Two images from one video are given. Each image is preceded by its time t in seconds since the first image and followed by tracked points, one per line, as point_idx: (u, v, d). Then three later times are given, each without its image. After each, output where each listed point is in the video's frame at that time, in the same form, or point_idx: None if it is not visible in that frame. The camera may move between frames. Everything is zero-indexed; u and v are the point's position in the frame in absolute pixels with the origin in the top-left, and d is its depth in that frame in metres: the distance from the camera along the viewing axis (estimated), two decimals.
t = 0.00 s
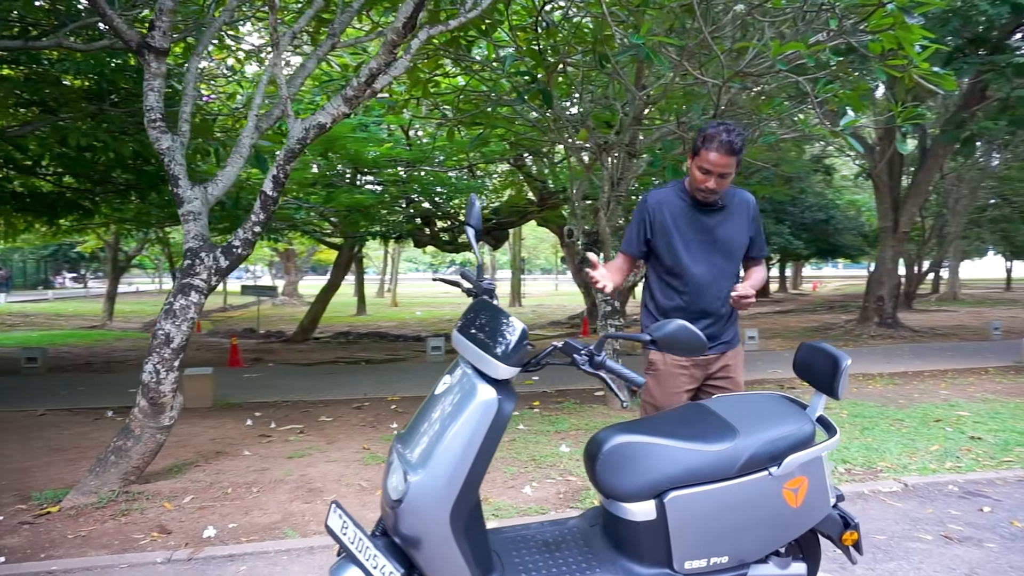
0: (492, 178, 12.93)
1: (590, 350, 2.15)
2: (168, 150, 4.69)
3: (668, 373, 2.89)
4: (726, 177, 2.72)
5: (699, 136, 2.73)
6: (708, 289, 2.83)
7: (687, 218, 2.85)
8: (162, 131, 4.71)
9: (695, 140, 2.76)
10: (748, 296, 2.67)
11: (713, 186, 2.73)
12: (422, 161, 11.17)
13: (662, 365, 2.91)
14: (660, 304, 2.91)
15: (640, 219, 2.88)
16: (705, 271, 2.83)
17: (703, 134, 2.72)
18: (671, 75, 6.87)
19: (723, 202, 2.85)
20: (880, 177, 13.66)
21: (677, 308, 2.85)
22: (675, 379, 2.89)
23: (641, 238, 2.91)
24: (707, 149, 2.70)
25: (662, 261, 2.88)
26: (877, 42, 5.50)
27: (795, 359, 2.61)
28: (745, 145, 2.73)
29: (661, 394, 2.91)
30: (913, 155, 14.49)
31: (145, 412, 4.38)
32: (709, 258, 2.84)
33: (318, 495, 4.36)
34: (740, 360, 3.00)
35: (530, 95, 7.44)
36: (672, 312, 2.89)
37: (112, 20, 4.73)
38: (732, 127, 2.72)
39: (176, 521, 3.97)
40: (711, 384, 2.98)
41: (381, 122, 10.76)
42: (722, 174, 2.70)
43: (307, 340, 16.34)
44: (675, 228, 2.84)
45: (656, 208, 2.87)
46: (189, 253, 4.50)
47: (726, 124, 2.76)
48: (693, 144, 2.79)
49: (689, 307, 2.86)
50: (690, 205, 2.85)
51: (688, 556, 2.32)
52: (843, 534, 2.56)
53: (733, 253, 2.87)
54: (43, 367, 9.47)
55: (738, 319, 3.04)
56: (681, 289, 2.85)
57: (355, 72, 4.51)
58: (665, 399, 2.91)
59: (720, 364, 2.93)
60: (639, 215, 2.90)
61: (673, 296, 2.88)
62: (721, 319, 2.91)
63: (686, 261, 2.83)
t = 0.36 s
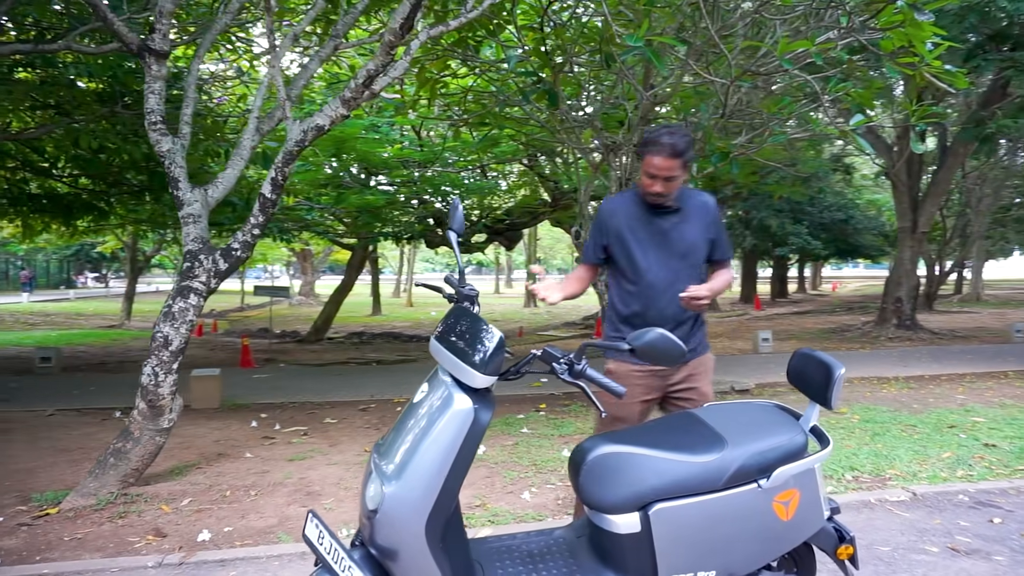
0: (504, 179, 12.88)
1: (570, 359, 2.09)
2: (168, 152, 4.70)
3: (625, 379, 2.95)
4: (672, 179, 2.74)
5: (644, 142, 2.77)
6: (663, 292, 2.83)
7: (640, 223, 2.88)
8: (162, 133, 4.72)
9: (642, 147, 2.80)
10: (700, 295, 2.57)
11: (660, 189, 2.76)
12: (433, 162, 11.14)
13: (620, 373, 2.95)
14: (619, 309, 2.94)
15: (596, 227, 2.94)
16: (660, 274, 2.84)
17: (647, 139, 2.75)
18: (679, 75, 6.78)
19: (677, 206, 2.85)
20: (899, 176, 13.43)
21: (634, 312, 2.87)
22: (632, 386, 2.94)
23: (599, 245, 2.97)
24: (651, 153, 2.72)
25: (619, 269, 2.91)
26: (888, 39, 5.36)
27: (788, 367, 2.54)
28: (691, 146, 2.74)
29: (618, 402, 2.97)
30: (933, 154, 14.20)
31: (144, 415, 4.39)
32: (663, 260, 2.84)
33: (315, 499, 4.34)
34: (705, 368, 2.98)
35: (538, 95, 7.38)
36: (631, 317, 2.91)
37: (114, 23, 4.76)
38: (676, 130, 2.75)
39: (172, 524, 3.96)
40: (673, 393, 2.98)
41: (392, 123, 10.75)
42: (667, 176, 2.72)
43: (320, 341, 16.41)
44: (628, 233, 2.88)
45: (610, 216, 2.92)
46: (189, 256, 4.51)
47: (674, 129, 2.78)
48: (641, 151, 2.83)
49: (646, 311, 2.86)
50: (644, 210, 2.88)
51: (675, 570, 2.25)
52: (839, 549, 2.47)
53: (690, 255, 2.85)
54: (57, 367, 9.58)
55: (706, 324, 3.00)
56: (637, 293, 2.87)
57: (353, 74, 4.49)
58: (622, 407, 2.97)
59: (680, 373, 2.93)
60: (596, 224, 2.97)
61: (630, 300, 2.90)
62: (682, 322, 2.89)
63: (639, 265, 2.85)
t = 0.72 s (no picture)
0: (525, 179, 12.85)
1: (567, 362, 2.07)
2: (185, 155, 4.77)
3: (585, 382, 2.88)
4: (603, 185, 2.69)
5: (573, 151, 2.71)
6: (610, 300, 2.82)
7: (581, 229, 2.86)
8: (180, 136, 4.79)
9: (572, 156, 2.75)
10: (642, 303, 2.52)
11: (593, 198, 2.71)
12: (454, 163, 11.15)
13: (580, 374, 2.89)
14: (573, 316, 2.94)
15: (538, 237, 2.94)
16: (605, 279, 2.83)
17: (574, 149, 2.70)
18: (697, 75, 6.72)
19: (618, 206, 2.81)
20: (928, 175, 13.14)
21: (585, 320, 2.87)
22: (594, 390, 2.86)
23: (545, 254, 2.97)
24: (579, 163, 2.67)
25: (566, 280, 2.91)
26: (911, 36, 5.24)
27: (795, 372, 2.49)
28: (620, 149, 2.67)
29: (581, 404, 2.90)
30: (964, 152, 13.87)
31: (160, 414, 4.45)
32: (606, 265, 2.83)
33: (328, 499, 4.37)
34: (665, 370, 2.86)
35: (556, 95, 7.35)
36: (585, 324, 2.91)
37: (133, 29, 4.85)
38: (604, 135, 2.68)
39: (186, 522, 4.01)
40: (636, 398, 2.87)
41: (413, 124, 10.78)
42: (598, 184, 2.67)
43: (343, 341, 16.52)
44: (569, 241, 2.87)
45: (552, 224, 2.91)
46: (204, 257, 4.56)
47: (604, 133, 2.71)
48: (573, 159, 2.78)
49: (596, 317, 2.86)
50: (583, 217, 2.85)
51: None
52: (847, 559, 2.41)
53: (633, 255, 2.81)
54: (85, 366, 9.77)
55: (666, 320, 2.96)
56: (585, 301, 2.87)
57: (366, 76, 4.52)
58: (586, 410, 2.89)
59: (640, 374, 2.83)
60: (540, 233, 2.97)
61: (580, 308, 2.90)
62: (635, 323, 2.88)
63: (584, 272, 2.85)
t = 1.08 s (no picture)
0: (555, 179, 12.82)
1: (571, 364, 2.06)
2: (213, 158, 4.87)
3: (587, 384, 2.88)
4: (600, 183, 2.69)
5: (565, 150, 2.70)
6: (610, 300, 2.84)
7: (577, 231, 2.86)
8: (208, 140, 4.90)
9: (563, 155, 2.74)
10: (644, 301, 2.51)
11: (589, 198, 2.71)
12: (483, 164, 11.17)
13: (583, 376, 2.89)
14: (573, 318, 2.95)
15: (532, 244, 2.92)
16: (606, 280, 2.84)
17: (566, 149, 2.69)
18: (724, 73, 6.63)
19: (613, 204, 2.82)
20: (970, 173, 12.75)
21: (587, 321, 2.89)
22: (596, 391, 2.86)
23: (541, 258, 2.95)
24: (572, 162, 2.66)
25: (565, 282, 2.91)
26: (946, 30, 5.09)
27: (810, 375, 2.44)
28: (612, 146, 2.68)
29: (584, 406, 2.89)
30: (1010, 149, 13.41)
31: (188, 411, 4.56)
32: (605, 266, 2.84)
33: (349, 497, 4.41)
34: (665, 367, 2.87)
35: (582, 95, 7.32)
36: (586, 326, 2.92)
37: (164, 36, 4.98)
38: (596, 133, 2.67)
39: (211, 517, 4.10)
40: (638, 397, 2.87)
41: (443, 125, 10.83)
42: (593, 182, 2.67)
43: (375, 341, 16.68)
44: (566, 245, 2.87)
45: (547, 229, 2.90)
46: (231, 258, 4.65)
47: (594, 130, 2.71)
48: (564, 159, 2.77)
49: (598, 318, 2.87)
50: (577, 218, 2.85)
51: None
52: (863, 567, 2.36)
53: (630, 253, 2.83)
54: (124, 364, 10.04)
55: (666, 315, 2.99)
56: (585, 303, 2.89)
57: (388, 78, 4.58)
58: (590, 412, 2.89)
59: (642, 372, 2.83)
60: (533, 239, 2.95)
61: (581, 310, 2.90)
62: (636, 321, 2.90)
63: (584, 274, 2.86)
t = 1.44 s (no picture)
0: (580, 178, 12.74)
1: (565, 363, 2.04)
2: (233, 159, 4.94)
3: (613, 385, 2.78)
4: (642, 183, 2.66)
5: (607, 146, 2.64)
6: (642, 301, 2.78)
7: (609, 230, 2.75)
8: (227, 141, 4.97)
9: (600, 152, 2.66)
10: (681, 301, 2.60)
11: (631, 197, 2.65)
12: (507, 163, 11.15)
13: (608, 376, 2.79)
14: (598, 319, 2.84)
15: (559, 243, 2.74)
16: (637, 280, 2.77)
17: (610, 145, 2.63)
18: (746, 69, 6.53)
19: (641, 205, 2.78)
20: (1010, 169, 12.34)
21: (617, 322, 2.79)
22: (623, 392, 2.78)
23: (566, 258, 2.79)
24: (616, 158, 2.61)
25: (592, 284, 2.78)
26: (976, 21, 4.92)
27: (816, 375, 2.40)
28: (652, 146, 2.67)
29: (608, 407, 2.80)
30: None
31: (208, 408, 4.64)
32: (637, 266, 2.77)
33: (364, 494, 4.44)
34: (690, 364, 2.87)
35: (602, 93, 7.27)
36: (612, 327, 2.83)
37: (186, 40, 5.07)
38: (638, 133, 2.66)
39: (227, 513, 4.16)
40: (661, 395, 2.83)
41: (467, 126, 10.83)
42: (637, 180, 2.63)
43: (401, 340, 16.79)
44: (598, 244, 2.74)
45: (576, 227, 2.75)
46: (249, 257, 4.72)
47: (632, 130, 2.69)
48: (600, 155, 2.70)
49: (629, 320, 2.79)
50: (607, 218, 2.75)
51: None
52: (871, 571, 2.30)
53: (659, 253, 2.80)
54: (154, 362, 10.26)
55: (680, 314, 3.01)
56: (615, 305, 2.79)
57: (403, 78, 4.61)
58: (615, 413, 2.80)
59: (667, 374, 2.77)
60: (558, 238, 2.78)
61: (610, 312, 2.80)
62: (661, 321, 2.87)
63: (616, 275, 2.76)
